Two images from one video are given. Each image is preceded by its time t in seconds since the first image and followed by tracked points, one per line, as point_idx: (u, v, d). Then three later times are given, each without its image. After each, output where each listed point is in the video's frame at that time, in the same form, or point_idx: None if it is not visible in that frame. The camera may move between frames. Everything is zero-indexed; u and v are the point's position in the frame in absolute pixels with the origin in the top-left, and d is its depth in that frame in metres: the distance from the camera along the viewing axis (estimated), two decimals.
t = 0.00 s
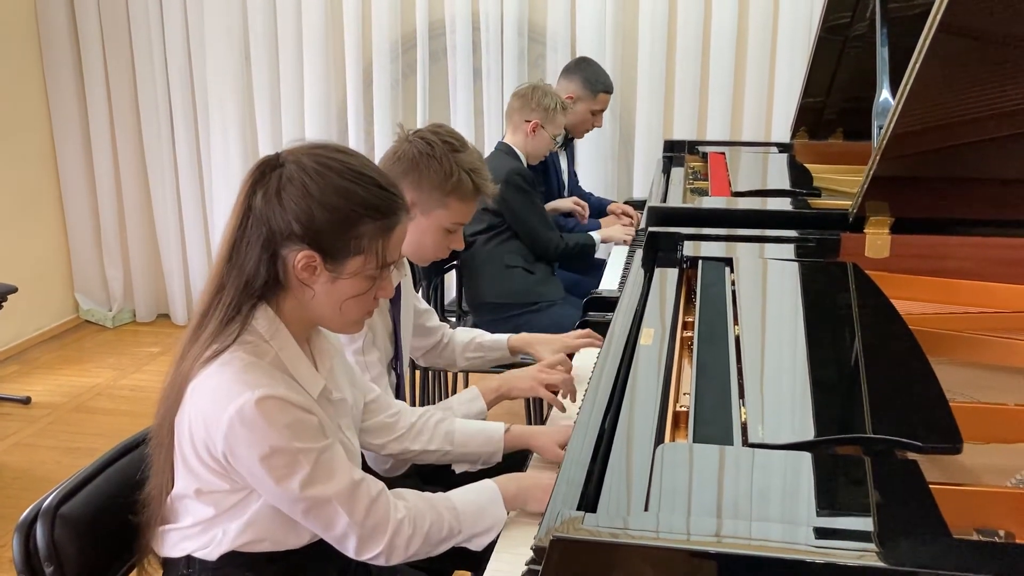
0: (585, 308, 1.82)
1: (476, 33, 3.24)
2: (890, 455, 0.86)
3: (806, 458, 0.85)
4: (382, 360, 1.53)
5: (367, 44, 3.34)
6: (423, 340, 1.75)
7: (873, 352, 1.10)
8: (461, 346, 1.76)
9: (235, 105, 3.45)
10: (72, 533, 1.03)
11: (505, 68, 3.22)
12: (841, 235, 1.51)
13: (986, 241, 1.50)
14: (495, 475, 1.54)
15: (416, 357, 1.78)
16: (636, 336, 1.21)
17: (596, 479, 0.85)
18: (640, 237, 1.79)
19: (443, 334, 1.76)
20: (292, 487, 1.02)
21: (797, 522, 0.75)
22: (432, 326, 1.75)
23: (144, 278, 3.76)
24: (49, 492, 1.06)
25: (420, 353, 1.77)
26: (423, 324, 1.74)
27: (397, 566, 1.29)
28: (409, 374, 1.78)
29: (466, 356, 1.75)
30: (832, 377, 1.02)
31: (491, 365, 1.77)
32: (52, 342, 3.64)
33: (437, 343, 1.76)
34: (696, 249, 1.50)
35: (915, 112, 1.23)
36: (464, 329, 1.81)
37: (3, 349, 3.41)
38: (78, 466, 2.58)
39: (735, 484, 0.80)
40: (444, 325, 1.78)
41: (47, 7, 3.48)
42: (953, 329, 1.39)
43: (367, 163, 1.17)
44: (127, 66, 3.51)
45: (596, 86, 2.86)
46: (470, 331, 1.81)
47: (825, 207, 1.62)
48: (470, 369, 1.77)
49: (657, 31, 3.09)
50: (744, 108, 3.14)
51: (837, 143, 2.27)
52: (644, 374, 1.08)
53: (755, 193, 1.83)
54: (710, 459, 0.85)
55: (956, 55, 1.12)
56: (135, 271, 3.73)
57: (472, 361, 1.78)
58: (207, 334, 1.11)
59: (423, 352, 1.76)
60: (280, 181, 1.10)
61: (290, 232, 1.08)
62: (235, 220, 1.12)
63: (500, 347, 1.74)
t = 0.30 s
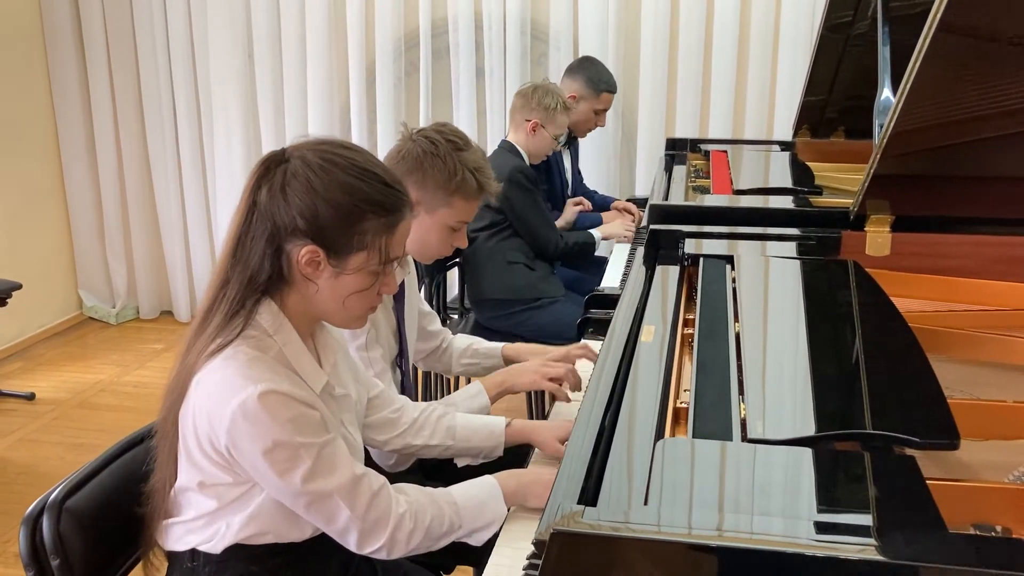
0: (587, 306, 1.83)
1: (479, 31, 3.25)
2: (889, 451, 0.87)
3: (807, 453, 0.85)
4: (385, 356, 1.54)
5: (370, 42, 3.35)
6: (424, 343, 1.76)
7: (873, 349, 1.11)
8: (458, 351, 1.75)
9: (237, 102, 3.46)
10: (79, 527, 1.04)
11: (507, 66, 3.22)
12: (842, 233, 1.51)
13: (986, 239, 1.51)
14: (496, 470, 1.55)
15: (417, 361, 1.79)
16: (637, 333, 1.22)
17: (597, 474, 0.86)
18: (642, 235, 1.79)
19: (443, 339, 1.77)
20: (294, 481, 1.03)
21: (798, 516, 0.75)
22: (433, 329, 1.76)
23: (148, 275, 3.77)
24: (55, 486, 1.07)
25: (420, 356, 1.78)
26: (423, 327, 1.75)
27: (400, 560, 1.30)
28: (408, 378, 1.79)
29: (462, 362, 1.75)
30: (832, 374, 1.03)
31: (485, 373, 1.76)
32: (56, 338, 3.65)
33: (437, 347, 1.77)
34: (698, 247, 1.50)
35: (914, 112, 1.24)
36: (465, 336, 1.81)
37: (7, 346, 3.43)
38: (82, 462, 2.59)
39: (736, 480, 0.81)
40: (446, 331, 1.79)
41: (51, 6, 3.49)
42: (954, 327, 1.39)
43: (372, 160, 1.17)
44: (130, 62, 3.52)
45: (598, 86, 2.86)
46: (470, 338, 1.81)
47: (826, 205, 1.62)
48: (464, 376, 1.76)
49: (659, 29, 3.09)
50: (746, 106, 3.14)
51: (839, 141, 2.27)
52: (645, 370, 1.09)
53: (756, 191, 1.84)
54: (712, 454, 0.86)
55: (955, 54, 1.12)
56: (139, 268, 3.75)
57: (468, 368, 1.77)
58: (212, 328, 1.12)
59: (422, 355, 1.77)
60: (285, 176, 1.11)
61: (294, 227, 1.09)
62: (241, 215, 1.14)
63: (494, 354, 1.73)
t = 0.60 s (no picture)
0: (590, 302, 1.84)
1: (483, 29, 3.25)
2: (889, 444, 0.88)
3: (809, 446, 0.86)
4: (388, 350, 1.55)
5: (375, 40, 3.36)
6: (429, 339, 1.77)
7: (873, 344, 1.12)
8: (462, 349, 1.76)
9: (242, 100, 3.47)
10: (88, 519, 1.05)
11: (511, 64, 3.23)
12: (843, 230, 1.52)
13: (986, 235, 1.51)
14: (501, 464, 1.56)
15: (419, 355, 1.79)
16: (640, 328, 1.23)
17: (600, 465, 0.87)
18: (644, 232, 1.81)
19: (447, 334, 1.78)
20: (299, 472, 1.04)
21: (801, 506, 0.76)
22: (437, 324, 1.76)
23: (153, 273, 3.79)
24: (64, 478, 1.08)
25: (425, 351, 1.79)
26: (428, 321, 1.76)
27: (404, 553, 1.32)
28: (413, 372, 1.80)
29: (465, 361, 1.76)
30: (833, 368, 1.04)
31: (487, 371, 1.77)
32: (62, 335, 3.67)
33: (442, 342, 1.78)
34: (701, 243, 1.51)
35: (915, 108, 1.25)
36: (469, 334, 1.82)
37: (13, 342, 3.45)
38: (88, 457, 2.60)
39: (738, 471, 0.82)
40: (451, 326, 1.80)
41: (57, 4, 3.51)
42: (956, 323, 1.40)
43: (377, 154, 1.18)
44: (135, 60, 3.53)
45: (603, 84, 2.87)
46: (475, 334, 1.82)
47: (828, 202, 1.63)
48: (467, 374, 1.78)
49: (663, 28, 3.10)
50: (749, 104, 3.15)
51: (842, 139, 2.28)
52: (648, 364, 1.10)
53: (759, 188, 1.85)
54: (715, 446, 0.87)
55: (956, 50, 1.13)
56: (144, 265, 3.76)
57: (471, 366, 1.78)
58: (218, 321, 1.13)
59: (425, 349, 1.78)
60: (291, 170, 1.12)
61: (300, 221, 1.10)
62: (248, 209, 1.15)
63: (497, 355, 1.74)
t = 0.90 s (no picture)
0: (595, 301, 1.85)
1: (487, 29, 3.26)
2: (891, 441, 0.89)
3: (813, 443, 0.87)
4: (395, 349, 1.56)
5: (379, 39, 3.36)
6: (433, 339, 1.78)
7: (877, 342, 1.12)
8: (465, 350, 1.78)
9: (248, 99, 3.48)
10: (97, 515, 1.06)
11: (515, 64, 3.24)
12: (848, 229, 1.53)
13: (990, 234, 1.52)
14: (509, 458, 1.57)
15: (422, 356, 1.80)
16: (645, 327, 1.24)
17: (605, 462, 0.88)
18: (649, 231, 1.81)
19: (451, 335, 1.79)
20: (306, 467, 1.05)
21: (805, 503, 0.77)
22: (442, 325, 1.77)
23: (159, 272, 3.80)
24: (74, 474, 1.09)
25: (428, 352, 1.79)
26: (432, 321, 1.76)
27: (410, 550, 1.32)
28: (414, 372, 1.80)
29: (468, 362, 1.77)
30: (837, 366, 1.05)
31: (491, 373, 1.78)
32: (68, 334, 3.68)
33: (446, 342, 1.79)
34: (706, 242, 1.52)
35: (919, 108, 1.25)
36: (471, 334, 1.83)
37: (19, 341, 3.46)
38: (94, 455, 2.62)
39: (743, 467, 0.83)
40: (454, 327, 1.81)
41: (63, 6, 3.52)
42: (959, 321, 1.40)
43: (383, 153, 1.19)
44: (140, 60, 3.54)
45: (606, 85, 2.87)
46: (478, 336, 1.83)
47: (833, 201, 1.63)
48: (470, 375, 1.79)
49: (666, 29, 3.10)
50: (753, 104, 3.15)
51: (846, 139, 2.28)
52: (653, 362, 1.10)
53: (763, 188, 1.86)
54: (718, 442, 0.87)
55: (959, 51, 1.14)
56: (149, 265, 3.77)
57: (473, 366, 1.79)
58: (227, 318, 1.14)
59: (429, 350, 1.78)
60: (298, 169, 1.12)
61: (307, 219, 1.11)
62: (255, 208, 1.15)
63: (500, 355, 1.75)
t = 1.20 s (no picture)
0: (598, 301, 1.85)
1: (490, 30, 3.26)
2: (893, 440, 0.89)
3: (816, 443, 0.87)
4: (398, 350, 1.57)
5: (382, 40, 3.37)
6: (439, 337, 1.78)
7: (879, 342, 1.12)
8: (473, 348, 1.77)
9: (251, 100, 3.49)
10: (103, 514, 1.07)
11: (517, 64, 3.24)
12: (850, 229, 1.53)
13: (993, 234, 1.52)
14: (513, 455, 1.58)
15: (428, 352, 1.81)
16: (648, 327, 1.24)
17: (608, 462, 0.88)
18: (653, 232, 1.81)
19: (457, 334, 1.78)
20: (312, 467, 1.06)
21: (809, 503, 0.77)
22: (446, 323, 1.78)
23: (162, 273, 3.81)
24: (80, 473, 1.10)
25: (435, 350, 1.80)
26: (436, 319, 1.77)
27: (414, 549, 1.33)
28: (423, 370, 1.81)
29: (475, 360, 1.77)
30: (840, 366, 1.05)
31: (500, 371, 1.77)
32: (71, 335, 3.69)
33: (452, 341, 1.78)
34: (708, 243, 1.52)
35: (922, 108, 1.25)
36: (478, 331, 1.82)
37: (23, 342, 3.47)
38: (98, 456, 2.62)
39: (746, 467, 0.83)
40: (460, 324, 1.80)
41: (68, 8, 3.53)
42: (961, 321, 1.40)
43: (390, 154, 1.20)
44: (144, 62, 3.55)
45: (606, 87, 2.87)
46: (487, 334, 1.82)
47: (835, 201, 1.63)
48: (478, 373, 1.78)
49: (669, 30, 3.11)
50: (757, 104, 3.15)
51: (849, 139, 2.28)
52: (656, 362, 1.11)
53: (766, 188, 1.86)
54: (722, 441, 0.87)
55: (961, 52, 1.14)
56: (153, 266, 3.78)
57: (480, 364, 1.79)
58: (233, 319, 1.14)
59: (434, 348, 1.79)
60: (305, 170, 1.13)
61: (314, 220, 1.11)
62: (262, 209, 1.16)
63: (507, 354, 1.74)
